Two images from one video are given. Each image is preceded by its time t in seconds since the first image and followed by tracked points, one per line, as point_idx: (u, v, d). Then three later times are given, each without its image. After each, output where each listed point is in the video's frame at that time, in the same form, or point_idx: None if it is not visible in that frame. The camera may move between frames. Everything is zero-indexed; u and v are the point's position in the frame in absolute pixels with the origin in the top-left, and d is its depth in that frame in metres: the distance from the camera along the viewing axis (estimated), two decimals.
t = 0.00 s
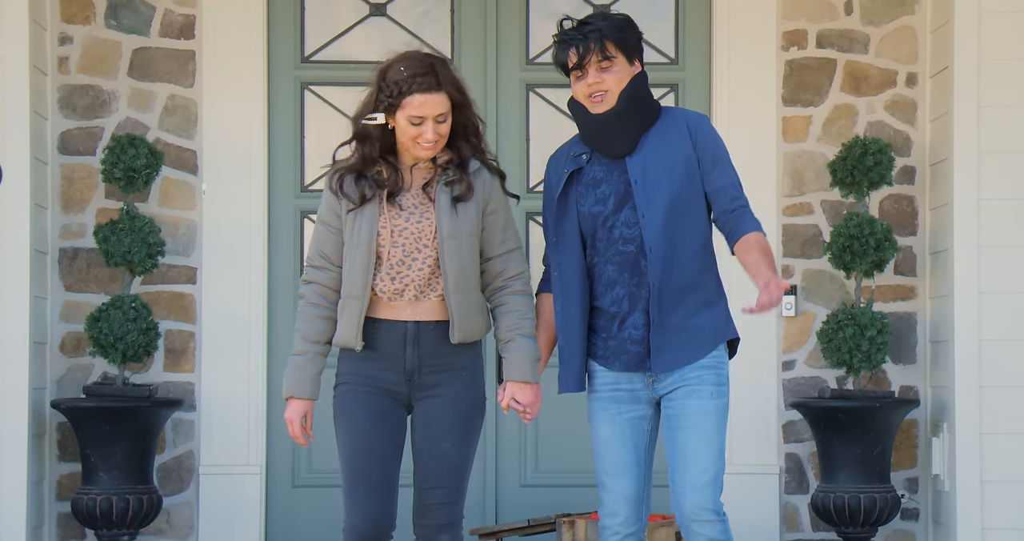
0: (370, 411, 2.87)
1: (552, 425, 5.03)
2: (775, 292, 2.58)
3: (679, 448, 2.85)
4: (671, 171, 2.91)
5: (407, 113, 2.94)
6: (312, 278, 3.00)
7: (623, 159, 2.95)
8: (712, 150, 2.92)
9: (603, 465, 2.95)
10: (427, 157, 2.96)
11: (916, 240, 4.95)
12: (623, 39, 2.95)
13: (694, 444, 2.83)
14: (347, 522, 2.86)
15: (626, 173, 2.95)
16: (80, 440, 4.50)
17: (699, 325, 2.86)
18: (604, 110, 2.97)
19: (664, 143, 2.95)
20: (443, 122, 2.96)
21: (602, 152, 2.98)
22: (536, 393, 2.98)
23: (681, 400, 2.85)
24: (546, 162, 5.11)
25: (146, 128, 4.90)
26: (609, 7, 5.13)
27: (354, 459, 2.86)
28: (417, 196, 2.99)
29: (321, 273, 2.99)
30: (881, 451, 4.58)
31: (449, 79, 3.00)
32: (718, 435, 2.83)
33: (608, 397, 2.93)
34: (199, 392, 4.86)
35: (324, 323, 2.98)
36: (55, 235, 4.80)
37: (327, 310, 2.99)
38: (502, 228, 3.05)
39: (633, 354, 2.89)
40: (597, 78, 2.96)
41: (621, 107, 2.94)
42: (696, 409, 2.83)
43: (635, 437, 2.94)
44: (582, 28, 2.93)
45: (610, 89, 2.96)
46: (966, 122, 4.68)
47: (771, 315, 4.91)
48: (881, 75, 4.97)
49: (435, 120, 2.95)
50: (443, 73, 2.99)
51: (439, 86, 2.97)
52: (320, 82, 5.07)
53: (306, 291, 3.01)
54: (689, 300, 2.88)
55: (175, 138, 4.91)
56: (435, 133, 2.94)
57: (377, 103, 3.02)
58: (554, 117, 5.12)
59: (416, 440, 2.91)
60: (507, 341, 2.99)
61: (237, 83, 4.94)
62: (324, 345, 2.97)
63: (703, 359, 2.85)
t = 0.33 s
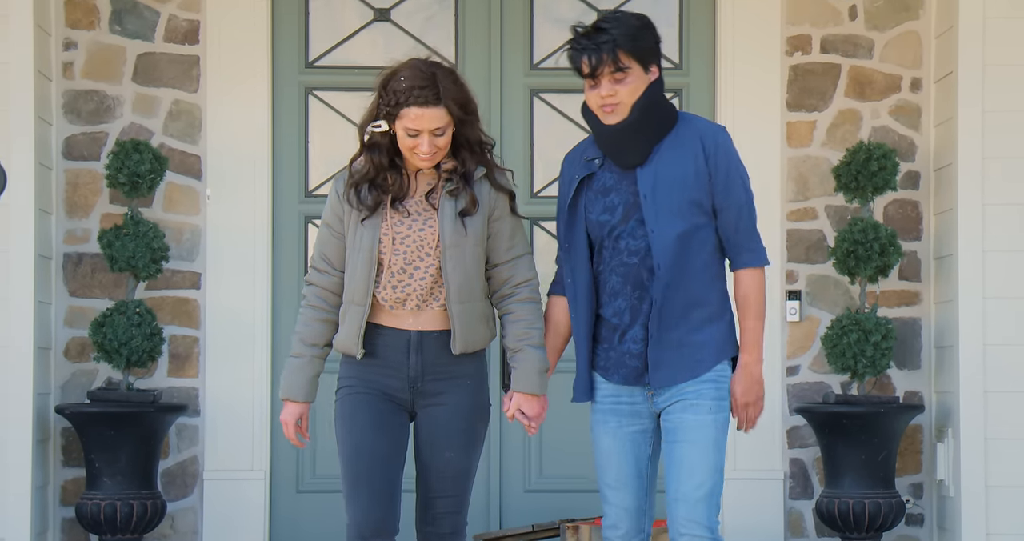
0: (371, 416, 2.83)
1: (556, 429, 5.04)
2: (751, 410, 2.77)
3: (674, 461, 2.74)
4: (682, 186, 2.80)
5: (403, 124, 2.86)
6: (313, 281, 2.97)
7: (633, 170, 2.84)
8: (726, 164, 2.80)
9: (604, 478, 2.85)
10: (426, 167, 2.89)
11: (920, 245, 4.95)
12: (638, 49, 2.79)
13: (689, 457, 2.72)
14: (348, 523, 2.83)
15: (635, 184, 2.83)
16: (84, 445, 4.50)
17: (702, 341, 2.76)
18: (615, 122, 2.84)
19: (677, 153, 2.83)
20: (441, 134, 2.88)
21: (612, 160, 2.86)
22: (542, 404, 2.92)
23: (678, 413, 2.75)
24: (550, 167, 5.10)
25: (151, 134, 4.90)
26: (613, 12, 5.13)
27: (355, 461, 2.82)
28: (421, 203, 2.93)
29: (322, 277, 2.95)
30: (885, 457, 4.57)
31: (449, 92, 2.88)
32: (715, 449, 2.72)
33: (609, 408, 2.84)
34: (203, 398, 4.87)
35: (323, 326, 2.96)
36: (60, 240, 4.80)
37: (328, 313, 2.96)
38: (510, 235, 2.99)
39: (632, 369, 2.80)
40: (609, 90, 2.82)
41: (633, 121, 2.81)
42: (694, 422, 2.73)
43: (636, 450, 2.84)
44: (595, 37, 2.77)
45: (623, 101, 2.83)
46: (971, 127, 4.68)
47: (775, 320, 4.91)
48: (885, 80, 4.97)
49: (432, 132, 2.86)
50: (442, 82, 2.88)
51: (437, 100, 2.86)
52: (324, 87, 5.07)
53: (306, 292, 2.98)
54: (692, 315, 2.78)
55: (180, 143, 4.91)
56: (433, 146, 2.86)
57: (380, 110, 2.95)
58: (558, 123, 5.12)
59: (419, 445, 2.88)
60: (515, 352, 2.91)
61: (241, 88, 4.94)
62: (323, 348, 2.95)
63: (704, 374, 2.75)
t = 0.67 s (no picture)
0: (359, 423, 2.73)
1: (563, 433, 5.03)
2: (783, 428, 2.72)
3: (678, 468, 2.73)
4: (709, 198, 2.77)
5: (364, 125, 2.75)
6: (284, 291, 2.86)
7: (660, 178, 2.79)
8: (756, 178, 2.77)
9: (596, 474, 2.78)
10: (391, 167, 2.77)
11: (928, 249, 4.94)
12: (680, 64, 2.74)
13: (695, 466, 2.70)
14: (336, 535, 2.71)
15: (661, 190, 2.79)
16: (91, 449, 4.50)
17: (714, 351, 2.74)
18: (649, 134, 2.78)
19: (707, 166, 2.79)
20: (404, 132, 2.77)
21: (639, 163, 2.80)
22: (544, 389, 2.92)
23: (687, 420, 2.72)
24: (556, 170, 5.10)
25: (158, 137, 4.90)
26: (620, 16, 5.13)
27: (345, 471, 2.72)
28: (389, 204, 2.81)
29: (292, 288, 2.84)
30: (893, 461, 4.56)
31: (410, 89, 2.76)
32: (720, 458, 2.71)
33: (610, 401, 2.79)
34: (210, 401, 4.87)
35: (297, 337, 2.85)
36: (66, 244, 4.81)
37: (301, 324, 2.86)
38: (486, 229, 2.90)
39: (640, 372, 2.76)
40: (647, 102, 2.76)
41: (668, 135, 2.76)
42: (701, 430, 2.70)
43: (632, 446, 2.78)
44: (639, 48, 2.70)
45: (659, 114, 2.77)
46: (978, 130, 4.67)
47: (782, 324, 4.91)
48: (892, 83, 4.96)
49: (394, 131, 2.75)
50: (402, 80, 2.77)
51: (398, 98, 2.75)
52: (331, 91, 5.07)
53: (279, 304, 2.88)
54: (709, 325, 2.76)
55: (187, 147, 4.92)
56: (396, 144, 2.75)
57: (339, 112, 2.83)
58: (565, 126, 5.12)
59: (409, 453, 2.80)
60: (513, 339, 2.90)
61: (248, 92, 4.94)
62: (298, 360, 2.85)
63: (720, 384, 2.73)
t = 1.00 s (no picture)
0: (351, 428, 2.73)
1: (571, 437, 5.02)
2: (747, 392, 2.64)
3: (680, 478, 2.74)
4: (696, 200, 2.74)
5: (339, 133, 2.71)
6: (247, 285, 2.88)
7: (643, 182, 2.75)
8: (740, 176, 2.74)
9: (591, 481, 2.78)
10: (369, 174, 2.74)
11: (937, 252, 4.93)
12: (663, 69, 2.64)
13: (698, 475, 2.71)
14: None
15: (645, 193, 2.76)
16: (99, 453, 4.50)
17: (708, 355, 2.74)
18: (634, 141, 2.71)
19: (692, 168, 2.75)
20: (380, 138, 2.73)
21: (621, 169, 2.76)
22: (516, 373, 3.07)
23: (686, 428, 2.73)
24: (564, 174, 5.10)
25: (166, 141, 4.91)
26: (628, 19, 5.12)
27: (342, 478, 2.72)
28: (371, 209, 2.79)
29: (257, 283, 2.87)
30: (902, 464, 4.54)
31: (384, 94, 2.72)
32: (722, 466, 2.72)
33: (604, 408, 2.79)
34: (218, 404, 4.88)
35: (256, 331, 2.85)
36: (75, 248, 4.81)
37: (262, 320, 2.87)
38: (467, 222, 2.92)
39: (636, 378, 2.75)
40: (632, 109, 2.66)
41: (654, 144, 2.70)
42: (702, 439, 2.72)
43: (629, 450, 2.78)
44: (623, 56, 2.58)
45: (645, 121, 2.68)
46: (987, 134, 4.66)
47: (791, 327, 4.90)
48: (901, 87, 4.95)
49: (370, 137, 2.71)
50: (375, 85, 2.72)
51: (372, 104, 2.70)
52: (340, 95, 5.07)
53: (240, 297, 2.90)
54: (709, 329, 2.76)
55: (195, 150, 4.92)
56: (373, 151, 2.72)
57: (311, 118, 2.77)
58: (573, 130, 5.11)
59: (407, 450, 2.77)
60: (492, 327, 2.98)
61: (256, 95, 4.93)
62: (253, 352, 2.84)
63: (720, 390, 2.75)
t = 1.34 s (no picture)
0: (349, 439, 2.70)
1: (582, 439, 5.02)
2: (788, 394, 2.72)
3: (669, 476, 2.68)
4: (674, 197, 2.70)
5: (344, 143, 2.71)
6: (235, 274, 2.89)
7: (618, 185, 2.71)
8: (720, 169, 2.70)
9: (584, 487, 2.73)
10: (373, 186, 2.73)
11: (948, 254, 4.92)
12: (622, 69, 2.60)
13: (685, 470, 2.66)
14: None
15: (620, 194, 2.71)
16: (111, 454, 4.51)
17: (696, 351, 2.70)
18: (603, 144, 2.68)
19: (665, 168, 2.71)
20: (385, 149, 2.72)
21: (594, 171, 2.72)
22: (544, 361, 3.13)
23: (673, 423, 2.69)
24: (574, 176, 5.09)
25: (177, 143, 4.92)
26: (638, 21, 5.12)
27: (337, 490, 2.67)
28: (374, 220, 2.78)
29: (246, 274, 2.88)
30: (913, 466, 4.53)
31: (390, 105, 2.71)
32: (710, 460, 2.67)
33: (591, 413, 2.74)
34: (230, 406, 4.88)
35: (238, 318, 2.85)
36: (87, 249, 4.82)
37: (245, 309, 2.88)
38: (480, 231, 2.93)
39: (621, 379, 2.70)
40: (596, 113, 2.63)
41: (624, 146, 2.67)
42: (687, 434, 2.67)
43: (620, 454, 2.74)
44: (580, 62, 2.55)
45: (611, 123, 2.65)
46: (999, 134, 4.65)
47: (801, 328, 4.90)
48: (912, 88, 4.95)
49: (375, 149, 2.71)
50: (382, 97, 2.72)
51: (378, 115, 2.70)
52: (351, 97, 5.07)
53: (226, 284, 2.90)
54: (695, 324, 2.72)
55: (206, 152, 4.92)
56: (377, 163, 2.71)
57: (317, 128, 2.78)
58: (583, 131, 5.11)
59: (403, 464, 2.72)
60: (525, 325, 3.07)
61: (266, 96, 4.93)
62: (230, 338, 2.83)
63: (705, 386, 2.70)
